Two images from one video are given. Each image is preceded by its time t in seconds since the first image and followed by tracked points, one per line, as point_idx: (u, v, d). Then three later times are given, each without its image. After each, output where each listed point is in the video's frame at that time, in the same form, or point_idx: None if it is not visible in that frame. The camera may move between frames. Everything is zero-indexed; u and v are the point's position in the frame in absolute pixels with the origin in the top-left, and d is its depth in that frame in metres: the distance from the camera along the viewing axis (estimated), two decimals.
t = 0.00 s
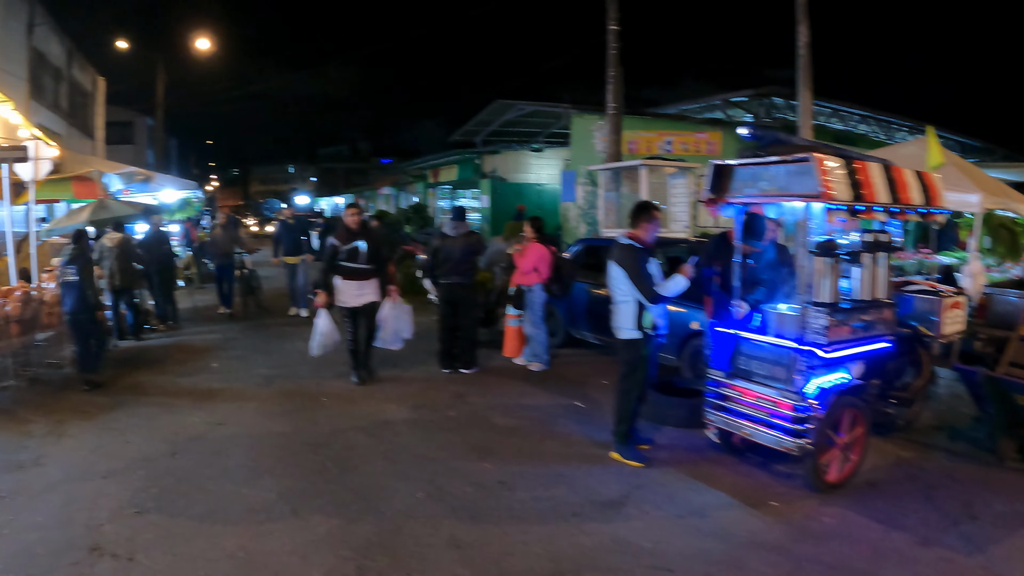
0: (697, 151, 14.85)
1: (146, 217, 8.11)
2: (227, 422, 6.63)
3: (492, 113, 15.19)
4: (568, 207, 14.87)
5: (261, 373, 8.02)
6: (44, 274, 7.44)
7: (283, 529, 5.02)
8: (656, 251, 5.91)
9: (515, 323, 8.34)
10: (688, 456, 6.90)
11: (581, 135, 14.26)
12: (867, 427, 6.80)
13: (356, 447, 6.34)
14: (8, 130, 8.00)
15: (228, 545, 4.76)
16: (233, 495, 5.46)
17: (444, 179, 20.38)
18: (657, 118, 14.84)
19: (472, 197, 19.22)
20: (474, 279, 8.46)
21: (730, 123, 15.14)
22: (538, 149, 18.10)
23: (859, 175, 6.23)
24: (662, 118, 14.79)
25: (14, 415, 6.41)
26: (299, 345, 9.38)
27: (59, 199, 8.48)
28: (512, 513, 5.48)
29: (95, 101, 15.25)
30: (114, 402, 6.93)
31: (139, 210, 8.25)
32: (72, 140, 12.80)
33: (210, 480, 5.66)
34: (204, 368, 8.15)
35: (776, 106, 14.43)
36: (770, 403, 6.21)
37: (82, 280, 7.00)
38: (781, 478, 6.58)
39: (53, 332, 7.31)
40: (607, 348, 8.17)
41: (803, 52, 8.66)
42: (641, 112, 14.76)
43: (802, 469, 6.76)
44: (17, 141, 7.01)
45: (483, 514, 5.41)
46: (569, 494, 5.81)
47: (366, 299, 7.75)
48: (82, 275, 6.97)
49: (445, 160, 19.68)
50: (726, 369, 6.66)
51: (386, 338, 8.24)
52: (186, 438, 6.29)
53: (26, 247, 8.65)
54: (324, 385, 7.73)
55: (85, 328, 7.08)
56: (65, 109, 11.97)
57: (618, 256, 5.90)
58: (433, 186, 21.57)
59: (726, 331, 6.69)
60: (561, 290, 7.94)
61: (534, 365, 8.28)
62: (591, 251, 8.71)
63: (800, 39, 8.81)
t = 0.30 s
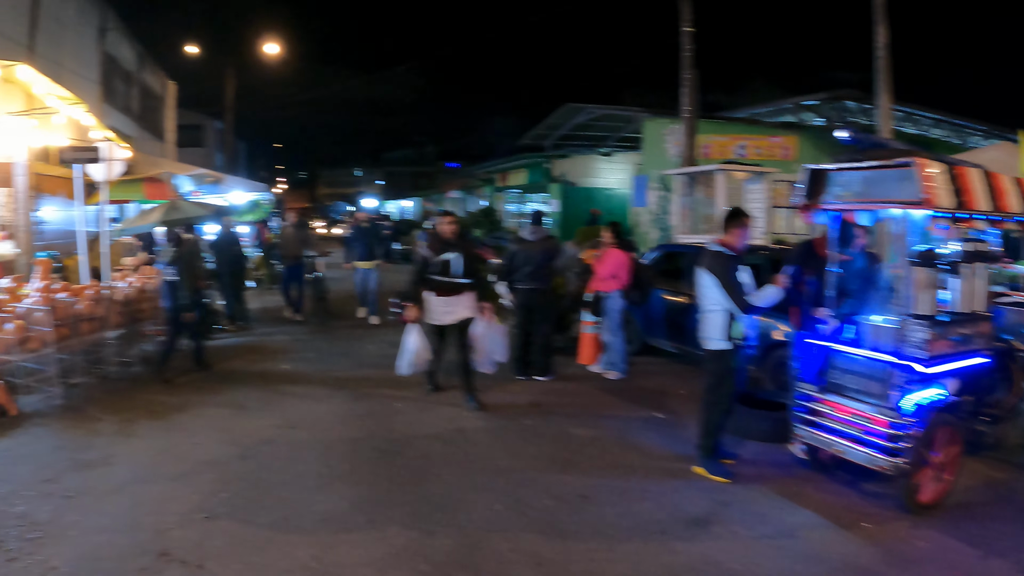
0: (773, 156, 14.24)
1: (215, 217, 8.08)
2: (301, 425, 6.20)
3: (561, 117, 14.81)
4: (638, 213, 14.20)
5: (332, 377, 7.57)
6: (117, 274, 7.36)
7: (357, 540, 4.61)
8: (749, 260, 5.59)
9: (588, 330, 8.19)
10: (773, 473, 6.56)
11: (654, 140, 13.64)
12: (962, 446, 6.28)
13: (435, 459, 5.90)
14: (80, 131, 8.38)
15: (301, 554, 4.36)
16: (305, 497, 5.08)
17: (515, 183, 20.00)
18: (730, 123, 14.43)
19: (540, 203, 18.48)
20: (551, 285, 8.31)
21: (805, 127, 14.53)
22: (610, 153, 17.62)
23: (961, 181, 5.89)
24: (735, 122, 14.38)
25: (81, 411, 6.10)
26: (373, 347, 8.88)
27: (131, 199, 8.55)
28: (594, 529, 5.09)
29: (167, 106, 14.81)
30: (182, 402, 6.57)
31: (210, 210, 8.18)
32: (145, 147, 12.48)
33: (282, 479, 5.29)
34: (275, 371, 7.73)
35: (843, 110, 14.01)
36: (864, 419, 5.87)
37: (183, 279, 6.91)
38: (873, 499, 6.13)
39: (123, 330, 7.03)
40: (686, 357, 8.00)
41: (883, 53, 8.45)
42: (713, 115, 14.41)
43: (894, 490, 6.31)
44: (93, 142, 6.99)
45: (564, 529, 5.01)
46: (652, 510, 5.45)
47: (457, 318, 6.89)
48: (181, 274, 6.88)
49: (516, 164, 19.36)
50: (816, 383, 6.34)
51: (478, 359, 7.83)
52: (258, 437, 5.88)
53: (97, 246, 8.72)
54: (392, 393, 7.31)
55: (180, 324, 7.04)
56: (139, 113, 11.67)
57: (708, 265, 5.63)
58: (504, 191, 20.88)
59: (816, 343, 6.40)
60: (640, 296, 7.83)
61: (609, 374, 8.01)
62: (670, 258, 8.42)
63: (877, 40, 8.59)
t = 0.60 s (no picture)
0: (865, 160, 13.38)
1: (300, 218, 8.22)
2: (392, 425, 5.40)
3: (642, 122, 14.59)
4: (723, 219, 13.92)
5: (416, 379, 6.68)
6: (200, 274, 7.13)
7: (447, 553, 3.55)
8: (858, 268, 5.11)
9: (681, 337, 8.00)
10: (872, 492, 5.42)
11: (741, 146, 13.27)
12: None
13: (528, 469, 4.96)
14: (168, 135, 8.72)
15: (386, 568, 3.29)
16: (368, 487, 4.14)
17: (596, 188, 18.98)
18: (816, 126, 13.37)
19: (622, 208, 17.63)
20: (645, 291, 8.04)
21: (895, 128, 13.63)
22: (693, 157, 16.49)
23: None
24: (823, 125, 13.32)
25: (163, 395, 5.30)
26: (457, 349, 8.06)
27: (215, 201, 8.67)
28: (693, 548, 4.16)
29: (248, 108, 14.95)
30: (262, 400, 5.48)
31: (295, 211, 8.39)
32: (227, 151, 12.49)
33: (358, 475, 4.28)
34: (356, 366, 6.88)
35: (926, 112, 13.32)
36: (972, 436, 4.45)
37: (291, 273, 6.70)
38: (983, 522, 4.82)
39: (208, 330, 6.16)
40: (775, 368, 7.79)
41: (978, 53, 8.09)
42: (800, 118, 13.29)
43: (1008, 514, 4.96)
44: (178, 144, 7.12)
45: (659, 547, 4.06)
46: (751, 531, 4.52)
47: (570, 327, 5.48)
48: (287, 270, 6.65)
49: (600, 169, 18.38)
50: (925, 399, 4.82)
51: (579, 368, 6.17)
52: (343, 426, 5.14)
53: (181, 245, 8.93)
54: (481, 394, 6.48)
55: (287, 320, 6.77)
56: (222, 116, 11.79)
57: (812, 273, 5.19)
58: (584, 195, 19.64)
59: (923, 356, 4.83)
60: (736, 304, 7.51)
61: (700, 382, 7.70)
62: (762, 264, 8.24)
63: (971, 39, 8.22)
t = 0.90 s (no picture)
0: (960, 169, 11.54)
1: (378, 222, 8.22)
2: (472, 439, 5.06)
3: (726, 126, 13.90)
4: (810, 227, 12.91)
5: (498, 391, 6.35)
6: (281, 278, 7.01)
7: None
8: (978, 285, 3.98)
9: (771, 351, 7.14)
10: (982, 524, 4.14)
11: (830, 150, 12.27)
12: None
13: (614, 488, 4.52)
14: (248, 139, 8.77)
15: None
16: (444, 509, 3.78)
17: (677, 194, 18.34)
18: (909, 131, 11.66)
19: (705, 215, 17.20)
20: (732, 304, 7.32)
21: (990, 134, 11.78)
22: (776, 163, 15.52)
23: None
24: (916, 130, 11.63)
25: (241, 399, 5.15)
26: (540, 360, 7.69)
27: (294, 206, 8.70)
28: None
29: (332, 114, 15.12)
30: (342, 407, 5.31)
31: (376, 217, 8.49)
32: (308, 155, 12.65)
33: (438, 491, 4.01)
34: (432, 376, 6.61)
35: None
36: None
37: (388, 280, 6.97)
38: None
39: (288, 335, 5.98)
40: (873, 387, 6.78)
41: None
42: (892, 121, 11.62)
43: None
44: (262, 148, 7.10)
45: None
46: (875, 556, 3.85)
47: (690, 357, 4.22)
48: (384, 273, 6.94)
49: (680, 175, 17.78)
50: None
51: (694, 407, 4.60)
52: (422, 439, 4.84)
53: (261, 248, 8.90)
54: (565, 407, 6.09)
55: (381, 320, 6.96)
56: (303, 121, 11.96)
57: (924, 284, 4.02)
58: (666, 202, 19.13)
59: None
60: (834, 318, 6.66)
61: (791, 400, 6.81)
62: (858, 275, 7.31)
63: None
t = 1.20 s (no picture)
0: None
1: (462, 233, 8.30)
2: (562, 461, 4.65)
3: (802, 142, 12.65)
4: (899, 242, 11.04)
5: (582, 410, 5.90)
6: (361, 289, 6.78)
7: None
8: None
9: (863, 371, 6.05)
10: None
11: (922, 160, 10.39)
12: None
13: (720, 505, 4.01)
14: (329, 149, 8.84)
15: None
16: (536, 538, 3.39)
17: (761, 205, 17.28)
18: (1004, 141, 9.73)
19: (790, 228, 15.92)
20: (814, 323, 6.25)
21: None
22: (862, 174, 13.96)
23: None
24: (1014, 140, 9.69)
25: (320, 412, 4.95)
26: (625, 378, 7.22)
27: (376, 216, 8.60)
28: None
29: (412, 125, 15.13)
30: (421, 422, 5.01)
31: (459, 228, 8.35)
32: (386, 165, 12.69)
33: (527, 518, 3.63)
34: (513, 393, 6.24)
35: None
36: None
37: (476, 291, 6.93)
38: None
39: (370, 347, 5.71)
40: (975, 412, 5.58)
41: None
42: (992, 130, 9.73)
43: None
44: (343, 159, 6.92)
45: None
46: None
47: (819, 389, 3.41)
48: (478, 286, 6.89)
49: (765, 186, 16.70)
50: None
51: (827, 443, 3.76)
52: (508, 460, 4.47)
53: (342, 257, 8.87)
54: (659, 427, 5.58)
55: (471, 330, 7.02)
56: (383, 133, 11.99)
57: None
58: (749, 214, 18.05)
59: None
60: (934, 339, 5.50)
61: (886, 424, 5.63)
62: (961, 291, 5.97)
63: None
